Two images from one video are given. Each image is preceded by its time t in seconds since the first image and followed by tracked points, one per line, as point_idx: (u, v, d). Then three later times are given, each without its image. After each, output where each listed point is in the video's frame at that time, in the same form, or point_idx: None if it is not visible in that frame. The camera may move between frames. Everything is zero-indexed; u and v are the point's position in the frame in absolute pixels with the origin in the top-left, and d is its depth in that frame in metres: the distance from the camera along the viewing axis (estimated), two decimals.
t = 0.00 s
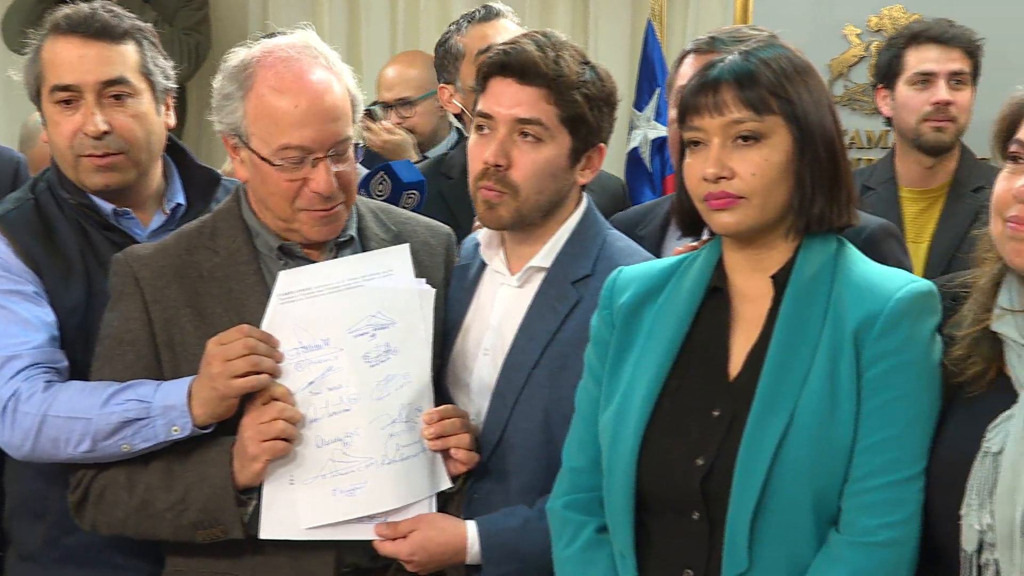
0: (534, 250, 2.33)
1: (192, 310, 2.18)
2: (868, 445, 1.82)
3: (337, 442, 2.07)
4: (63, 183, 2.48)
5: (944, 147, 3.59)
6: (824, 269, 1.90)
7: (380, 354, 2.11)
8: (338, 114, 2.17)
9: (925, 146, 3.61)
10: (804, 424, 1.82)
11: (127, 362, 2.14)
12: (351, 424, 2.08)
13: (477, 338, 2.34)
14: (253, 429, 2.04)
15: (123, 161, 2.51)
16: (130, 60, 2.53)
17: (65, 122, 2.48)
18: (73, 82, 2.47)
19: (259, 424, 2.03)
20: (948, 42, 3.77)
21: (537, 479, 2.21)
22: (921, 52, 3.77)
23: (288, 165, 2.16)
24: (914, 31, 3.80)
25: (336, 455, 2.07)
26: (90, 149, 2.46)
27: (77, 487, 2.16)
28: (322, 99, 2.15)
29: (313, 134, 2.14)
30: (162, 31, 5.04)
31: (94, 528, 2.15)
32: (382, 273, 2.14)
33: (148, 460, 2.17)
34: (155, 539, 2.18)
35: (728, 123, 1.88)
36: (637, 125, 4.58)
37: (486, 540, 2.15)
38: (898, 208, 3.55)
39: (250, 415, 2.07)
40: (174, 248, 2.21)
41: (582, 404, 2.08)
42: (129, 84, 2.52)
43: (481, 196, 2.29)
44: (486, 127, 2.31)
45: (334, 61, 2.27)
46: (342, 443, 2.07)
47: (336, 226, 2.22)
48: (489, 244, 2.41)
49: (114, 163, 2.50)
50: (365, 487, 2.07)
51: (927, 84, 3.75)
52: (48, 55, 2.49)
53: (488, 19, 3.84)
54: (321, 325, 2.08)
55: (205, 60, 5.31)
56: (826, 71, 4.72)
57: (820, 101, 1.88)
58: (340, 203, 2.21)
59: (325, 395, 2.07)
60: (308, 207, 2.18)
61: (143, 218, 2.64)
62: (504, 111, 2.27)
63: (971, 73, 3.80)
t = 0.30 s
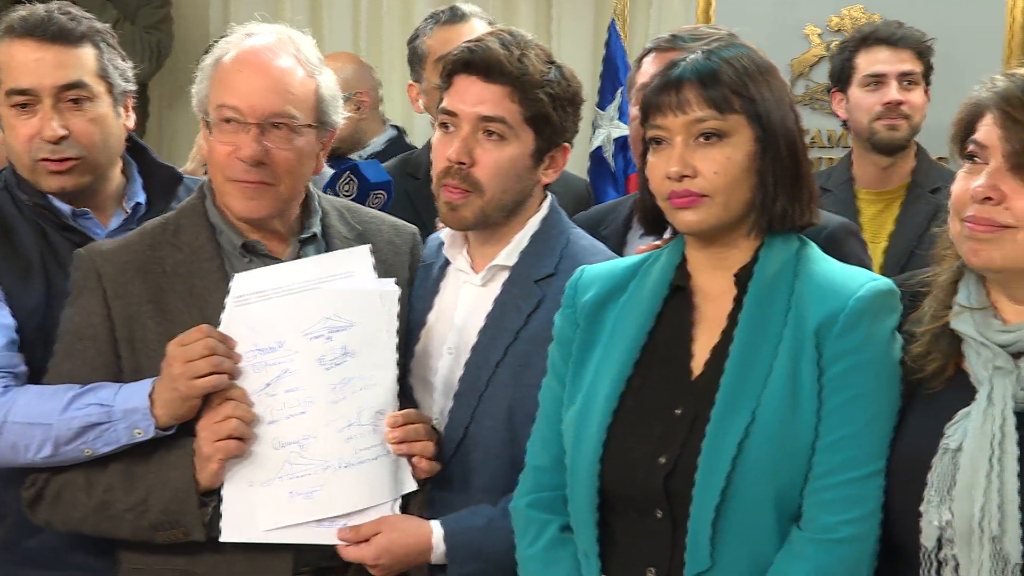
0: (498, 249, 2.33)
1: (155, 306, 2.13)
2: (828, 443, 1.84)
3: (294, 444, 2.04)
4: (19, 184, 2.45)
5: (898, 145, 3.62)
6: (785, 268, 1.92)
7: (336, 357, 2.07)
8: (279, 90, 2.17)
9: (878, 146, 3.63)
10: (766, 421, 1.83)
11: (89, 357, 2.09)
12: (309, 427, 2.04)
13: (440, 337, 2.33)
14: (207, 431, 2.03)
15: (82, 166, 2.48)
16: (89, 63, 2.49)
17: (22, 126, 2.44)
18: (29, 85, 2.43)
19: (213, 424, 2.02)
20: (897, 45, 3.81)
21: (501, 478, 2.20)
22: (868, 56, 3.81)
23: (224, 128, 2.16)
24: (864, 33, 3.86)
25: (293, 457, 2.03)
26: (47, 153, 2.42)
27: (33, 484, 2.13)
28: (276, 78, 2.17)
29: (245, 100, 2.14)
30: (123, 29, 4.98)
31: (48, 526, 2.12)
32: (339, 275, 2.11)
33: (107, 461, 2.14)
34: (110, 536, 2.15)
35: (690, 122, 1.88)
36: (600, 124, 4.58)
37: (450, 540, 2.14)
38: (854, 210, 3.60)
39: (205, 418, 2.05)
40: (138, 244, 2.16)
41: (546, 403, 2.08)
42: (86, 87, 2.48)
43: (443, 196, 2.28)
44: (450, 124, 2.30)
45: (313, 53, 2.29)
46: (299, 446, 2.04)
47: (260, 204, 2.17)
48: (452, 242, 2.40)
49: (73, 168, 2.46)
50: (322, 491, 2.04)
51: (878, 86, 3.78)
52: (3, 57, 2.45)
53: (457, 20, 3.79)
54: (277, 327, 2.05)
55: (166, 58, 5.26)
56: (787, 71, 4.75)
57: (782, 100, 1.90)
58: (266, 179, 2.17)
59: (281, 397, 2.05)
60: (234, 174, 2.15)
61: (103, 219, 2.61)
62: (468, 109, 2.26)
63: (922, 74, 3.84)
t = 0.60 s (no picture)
0: (461, 250, 2.33)
1: (113, 298, 2.09)
2: (789, 442, 1.85)
3: (251, 446, 2.02)
4: None
5: (858, 144, 3.64)
6: (745, 268, 1.93)
7: (285, 359, 2.05)
8: (229, 75, 2.16)
9: (838, 144, 3.66)
10: (728, 419, 1.84)
11: (43, 347, 2.03)
12: (261, 429, 2.03)
13: (402, 336, 2.31)
14: (166, 429, 2.01)
15: (29, 172, 2.43)
16: (45, 70, 2.44)
17: None
18: None
19: (172, 424, 2.00)
20: (858, 45, 3.84)
21: (464, 478, 2.20)
22: (831, 55, 3.84)
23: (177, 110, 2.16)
24: (827, 33, 3.88)
25: (248, 458, 2.02)
26: None
27: None
28: (231, 64, 2.17)
29: (193, 81, 2.14)
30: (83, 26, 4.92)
31: None
32: (286, 279, 2.07)
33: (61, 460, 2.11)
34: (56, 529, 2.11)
35: (647, 119, 1.88)
36: (564, 123, 4.59)
37: (413, 540, 2.13)
38: (815, 208, 3.62)
39: (165, 416, 2.03)
40: (99, 236, 2.13)
41: (508, 403, 2.07)
42: (39, 94, 2.43)
43: (408, 198, 2.25)
44: (407, 131, 2.28)
45: (280, 46, 2.29)
46: (254, 448, 2.02)
47: (199, 188, 2.14)
48: (414, 242, 2.40)
49: (18, 173, 2.41)
50: (276, 493, 2.02)
51: (839, 85, 3.81)
52: None
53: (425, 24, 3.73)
54: (228, 330, 2.04)
55: (127, 57, 5.21)
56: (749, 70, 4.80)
57: (740, 102, 1.90)
58: (207, 163, 2.15)
59: (235, 399, 2.03)
60: (177, 154, 2.15)
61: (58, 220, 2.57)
62: (425, 113, 2.25)
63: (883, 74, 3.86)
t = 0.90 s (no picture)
0: (420, 251, 2.32)
1: (71, 293, 2.07)
2: (754, 440, 1.86)
3: (207, 445, 2.00)
4: None
5: (824, 144, 3.66)
6: (706, 271, 1.94)
7: (236, 359, 2.03)
8: (186, 72, 2.14)
9: (799, 143, 3.69)
10: (693, 418, 1.85)
11: None
12: (214, 428, 2.00)
13: (363, 336, 2.29)
14: (125, 425, 1.98)
15: None
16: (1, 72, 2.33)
17: None
18: None
19: (131, 419, 1.97)
20: (826, 45, 3.87)
21: (427, 478, 2.19)
22: (801, 53, 3.87)
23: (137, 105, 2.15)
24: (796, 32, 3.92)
25: (203, 457, 2.00)
26: None
27: None
28: (191, 60, 2.15)
29: (153, 78, 2.13)
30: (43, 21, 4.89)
31: None
32: (236, 276, 2.06)
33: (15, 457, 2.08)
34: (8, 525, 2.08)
35: (600, 117, 1.89)
36: (527, 123, 4.64)
37: (373, 540, 2.12)
38: (779, 206, 3.63)
39: (123, 412, 2.00)
40: (63, 230, 2.11)
41: (473, 403, 2.06)
42: None
43: (364, 204, 2.25)
44: (358, 137, 2.27)
45: (245, 45, 2.27)
46: (209, 446, 2.00)
47: (152, 184, 2.11)
48: (375, 241, 2.37)
49: None
50: (230, 492, 1.99)
51: (805, 83, 3.83)
52: None
53: (415, 20, 3.65)
54: (184, 327, 2.02)
55: (88, 54, 5.17)
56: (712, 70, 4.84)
57: (697, 104, 1.89)
58: (162, 159, 2.12)
59: (192, 398, 2.01)
60: (133, 150, 2.12)
61: (21, 218, 2.57)
62: (374, 118, 2.24)
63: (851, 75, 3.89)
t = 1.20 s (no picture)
0: (388, 248, 2.33)
1: (28, 297, 2.05)
2: (718, 437, 1.86)
3: (165, 451, 2.00)
4: None
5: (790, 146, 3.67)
6: (671, 269, 1.95)
7: (191, 365, 2.03)
8: (137, 77, 2.12)
9: (769, 145, 3.69)
10: (658, 416, 1.85)
11: None
12: (174, 434, 2.01)
13: (326, 336, 2.29)
14: (86, 432, 1.97)
15: None
16: None
17: None
18: None
19: (92, 426, 1.97)
20: (798, 44, 3.90)
21: (388, 479, 2.18)
22: (771, 51, 3.88)
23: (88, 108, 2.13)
24: (767, 30, 3.93)
25: (162, 463, 2.00)
26: None
27: None
28: (143, 64, 2.14)
29: (104, 81, 2.12)
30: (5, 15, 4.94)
31: None
32: (191, 282, 2.05)
33: None
34: None
35: (558, 118, 1.93)
36: (495, 123, 4.62)
37: (332, 544, 2.12)
38: (746, 205, 3.60)
39: (83, 418, 2.00)
40: (16, 233, 2.09)
41: (437, 403, 2.05)
42: None
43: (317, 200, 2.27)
44: (322, 131, 2.29)
45: (200, 46, 2.26)
46: (168, 452, 2.00)
47: (103, 189, 2.11)
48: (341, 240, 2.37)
49: None
50: (189, 498, 2.00)
51: (776, 83, 3.85)
52: None
53: (386, 20, 3.56)
54: (143, 333, 2.02)
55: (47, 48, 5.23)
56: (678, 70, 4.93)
57: (657, 105, 1.92)
58: (113, 164, 2.11)
59: (151, 403, 2.01)
60: (84, 154, 2.11)
61: None
62: (336, 117, 2.26)
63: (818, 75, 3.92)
